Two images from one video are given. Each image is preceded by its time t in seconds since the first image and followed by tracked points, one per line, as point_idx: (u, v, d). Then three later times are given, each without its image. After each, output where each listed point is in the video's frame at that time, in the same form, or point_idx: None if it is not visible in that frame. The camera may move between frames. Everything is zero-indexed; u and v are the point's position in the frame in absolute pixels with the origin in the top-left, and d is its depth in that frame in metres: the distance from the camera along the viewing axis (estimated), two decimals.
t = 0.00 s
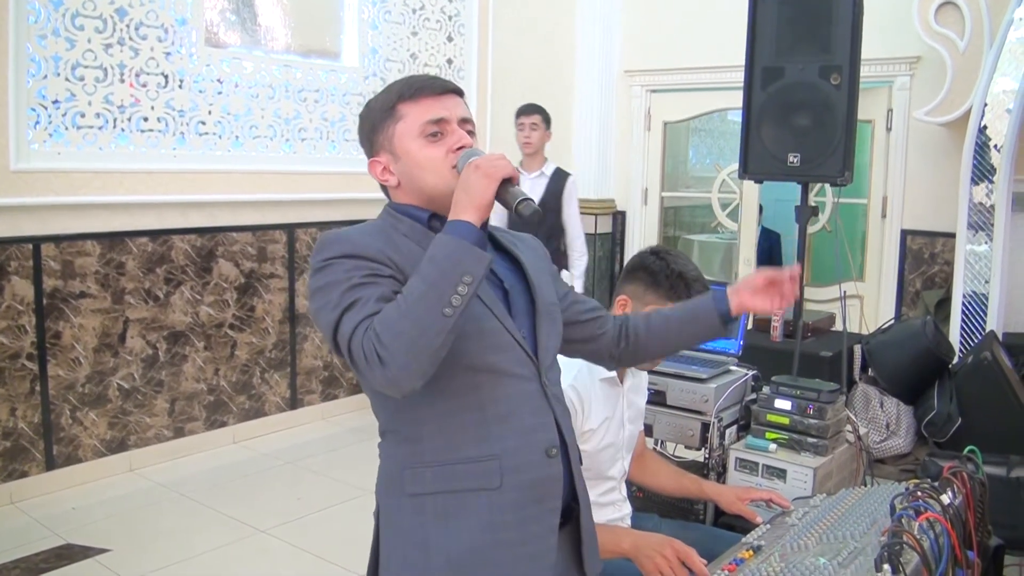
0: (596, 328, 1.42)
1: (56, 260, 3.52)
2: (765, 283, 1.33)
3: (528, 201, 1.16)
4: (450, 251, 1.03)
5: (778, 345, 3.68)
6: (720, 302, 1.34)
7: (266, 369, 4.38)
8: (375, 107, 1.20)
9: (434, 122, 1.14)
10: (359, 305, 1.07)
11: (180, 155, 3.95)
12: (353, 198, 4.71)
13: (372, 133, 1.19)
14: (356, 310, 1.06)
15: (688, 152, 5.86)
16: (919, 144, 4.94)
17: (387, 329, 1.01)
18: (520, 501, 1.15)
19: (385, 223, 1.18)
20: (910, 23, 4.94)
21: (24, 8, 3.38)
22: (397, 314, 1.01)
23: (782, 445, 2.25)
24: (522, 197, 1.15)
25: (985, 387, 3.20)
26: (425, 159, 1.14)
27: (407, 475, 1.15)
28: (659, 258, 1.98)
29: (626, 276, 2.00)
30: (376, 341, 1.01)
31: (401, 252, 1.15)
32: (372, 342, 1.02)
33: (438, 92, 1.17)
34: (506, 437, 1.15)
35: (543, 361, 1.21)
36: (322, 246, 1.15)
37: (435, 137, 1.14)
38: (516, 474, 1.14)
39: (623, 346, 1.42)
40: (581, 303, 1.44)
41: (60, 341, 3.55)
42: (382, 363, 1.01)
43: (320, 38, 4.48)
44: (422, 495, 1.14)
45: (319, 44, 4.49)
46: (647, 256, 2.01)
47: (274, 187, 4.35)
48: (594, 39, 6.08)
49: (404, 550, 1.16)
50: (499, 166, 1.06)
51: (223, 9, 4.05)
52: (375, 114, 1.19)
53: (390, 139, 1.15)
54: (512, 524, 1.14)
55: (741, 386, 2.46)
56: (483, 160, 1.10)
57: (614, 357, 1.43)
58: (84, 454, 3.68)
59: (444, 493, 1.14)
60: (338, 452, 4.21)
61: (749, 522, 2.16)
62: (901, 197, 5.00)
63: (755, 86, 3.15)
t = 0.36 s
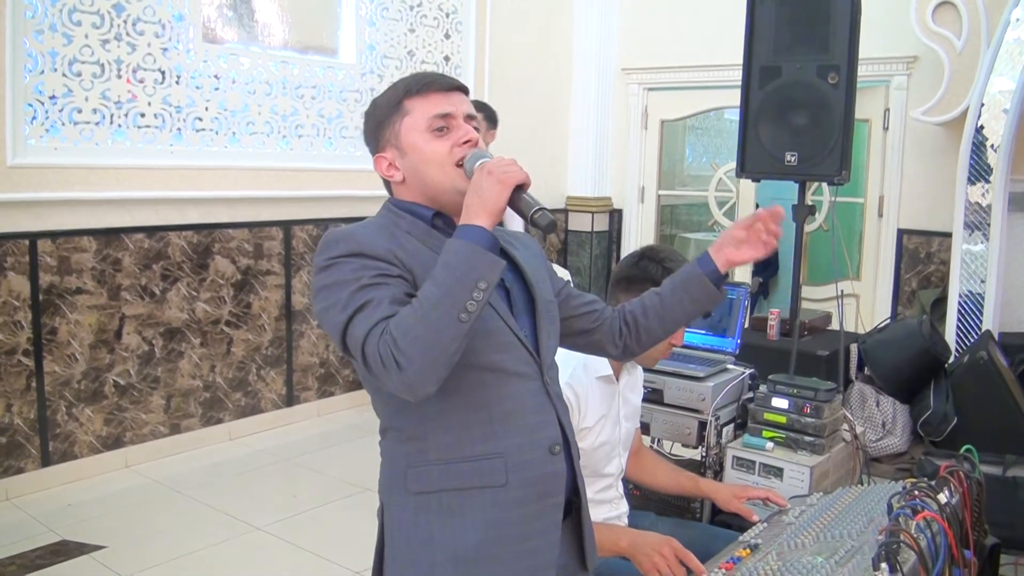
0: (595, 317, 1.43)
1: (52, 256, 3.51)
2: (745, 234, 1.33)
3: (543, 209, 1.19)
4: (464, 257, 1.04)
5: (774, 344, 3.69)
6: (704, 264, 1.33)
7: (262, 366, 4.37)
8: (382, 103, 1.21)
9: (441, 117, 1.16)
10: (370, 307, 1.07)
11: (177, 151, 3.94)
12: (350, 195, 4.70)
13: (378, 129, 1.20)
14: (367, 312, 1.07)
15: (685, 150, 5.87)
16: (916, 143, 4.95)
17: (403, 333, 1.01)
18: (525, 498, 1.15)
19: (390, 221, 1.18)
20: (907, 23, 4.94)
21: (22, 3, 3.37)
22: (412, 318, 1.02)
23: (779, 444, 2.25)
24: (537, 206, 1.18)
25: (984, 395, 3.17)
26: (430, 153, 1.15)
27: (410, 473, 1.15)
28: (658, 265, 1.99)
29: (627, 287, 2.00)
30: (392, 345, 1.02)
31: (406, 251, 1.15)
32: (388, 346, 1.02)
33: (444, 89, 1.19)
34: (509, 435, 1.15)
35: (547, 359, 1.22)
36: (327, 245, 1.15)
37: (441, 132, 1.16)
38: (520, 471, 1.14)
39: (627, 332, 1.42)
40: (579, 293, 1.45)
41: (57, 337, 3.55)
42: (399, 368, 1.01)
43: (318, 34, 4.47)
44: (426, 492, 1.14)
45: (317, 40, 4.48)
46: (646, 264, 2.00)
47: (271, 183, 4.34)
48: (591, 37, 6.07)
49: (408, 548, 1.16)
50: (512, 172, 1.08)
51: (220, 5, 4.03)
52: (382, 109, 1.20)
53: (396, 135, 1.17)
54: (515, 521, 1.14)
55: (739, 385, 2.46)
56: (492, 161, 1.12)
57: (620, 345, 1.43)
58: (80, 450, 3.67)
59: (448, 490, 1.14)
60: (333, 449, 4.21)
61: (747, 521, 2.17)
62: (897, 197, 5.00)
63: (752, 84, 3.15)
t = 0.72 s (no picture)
0: (599, 306, 1.44)
1: (46, 252, 3.49)
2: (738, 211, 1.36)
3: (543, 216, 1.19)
4: (464, 258, 1.04)
5: (768, 345, 3.70)
6: (704, 243, 1.35)
7: (255, 364, 4.36)
8: (384, 96, 1.21)
9: (445, 113, 1.16)
10: (369, 307, 1.07)
11: (172, 147, 3.93)
12: (345, 193, 4.69)
13: (380, 123, 1.20)
14: (367, 312, 1.06)
15: (680, 152, 5.87)
16: (910, 147, 4.96)
17: (403, 335, 1.01)
18: (521, 497, 1.15)
19: (388, 218, 1.18)
20: (904, 26, 4.95)
21: None
22: (413, 321, 1.01)
23: (773, 447, 2.25)
24: (538, 211, 1.18)
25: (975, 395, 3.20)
26: (433, 149, 1.15)
27: (407, 471, 1.15)
28: (650, 259, 2.00)
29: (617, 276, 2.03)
30: (392, 347, 1.02)
31: (405, 250, 1.15)
32: (388, 348, 1.02)
33: (448, 84, 1.19)
34: (505, 435, 1.15)
35: (542, 358, 1.22)
36: (326, 244, 1.14)
37: (445, 128, 1.16)
38: (515, 471, 1.14)
39: (632, 318, 1.42)
40: (583, 284, 1.46)
41: (49, 333, 3.53)
42: (399, 370, 1.01)
43: (314, 32, 4.46)
44: (422, 490, 1.14)
45: (313, 37, 4.46)
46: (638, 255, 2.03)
47: (266, 181, 4.32)
48: (588, 37, 6.07)
49: (404, 545, 1.16)
50: (514, 174, 1.08)
51: (216, 1, 4.02)
52: (384, 103, 1.20)
53: (398, 130, 1.17)
54: (510, 520, 1.14)
55: (733, 387, 2.46)
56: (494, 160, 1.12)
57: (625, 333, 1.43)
58: (72, 447, 3.66)
59: (445, 489, 1.13)
60: (326, 448, 4.21)
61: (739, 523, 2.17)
62: (892, 200, 5.01)
63: (749, 86, 3.15)
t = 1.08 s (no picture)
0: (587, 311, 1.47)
1: (35, 254, 3.48)
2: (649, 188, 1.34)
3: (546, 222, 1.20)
4: (467, 260, 1.04)
5: (757, 348, 3.72)
6: (632, 241, 1.37)
7: (245, 367, 4.35)
8: (394, 94, 1.22)
9: (455, 112, 1.17)
10: (369, 305, 1.08)
11: (162, 149, 3.91)
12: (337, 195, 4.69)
13: (389, 120, 1.21)
14: (367, 309, 1.07)
15: (669, 155, 5.89)
16: (899, 151, 4.99)
17: (403, 335, 1.02)
18: (511, 499, 1.15)
19: (391, 215, 1.19)
20: (894, 30, 4.99)
21: None
22: (413, 321, 1.02)
23: (763, 449, 2.26)
24: (542, 220, 1.19)
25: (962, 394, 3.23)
26: (441, 147, 1.15)
27: (397, 472, 1.15)
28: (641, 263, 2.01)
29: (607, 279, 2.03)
30: (391, 345, 1.02)
31: (406, 250, 1.15)
32: (387, 346, 1.03)
33: (458, 84, 1.20)
34: (497, 438, 1.15)
35: (536, 361, 1.22)
36: (329, 240, 1.15)
37: (454, 127, 1.16)
38: (505, 474, 1.15)
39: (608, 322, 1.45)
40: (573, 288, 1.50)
41: (39, 336, 3.51)
42: (397, 369, 1.02)
43: (305, 34, 4.46)
44: (411, 491, 1.14)
45: (304, 40, 4.46)
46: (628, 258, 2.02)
47: (257, 183, 4.31)
48: (579, 39, 6.08)
49: (393, 545, 1.16)
50: (521, 178, 1.08)
51: (207, 3, 4.01)
52: (394, 100, 1.20)
53: (408, 127, 1.17)
54: (500, 522, 1.15)
55: (723, 390, 2.47)
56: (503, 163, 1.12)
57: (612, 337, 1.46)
58: (61, 450, 3.64)
59: (434, 490, 1.13)
60: (316, 451, 4.20)
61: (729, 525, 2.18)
62: (881, 203, 5.04)
63: (739, 90, 3.17)
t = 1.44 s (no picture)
0: (580, 300, 1.45)
1: (20, 261, 3.45)
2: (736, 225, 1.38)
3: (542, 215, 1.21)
4: (462, 258, 1.05)
5: (744, 345, 3.74)
6: (692, 244, 1.37)
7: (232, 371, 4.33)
8: (378, 90, 1.22)
9: (442, 109, 1.17)
10: (364, 305, 1.08)
11: (146, 154, 3.89)
12: (323, 197, 4.67)
13: (373, 116, 1.21)
14: (362, 309, 1.08)
15: (653, 154, 5.91)
16: (884, 147, 5.02)
17: (401, 333, 1.02)
18: (503, 499, 1.15)
19: (381, 216, 1.19)
20: (876, 27, 5.02)
21: None
22: (411, 319, 1.02)
23: (751, 446, 2.27)
24: (537, 210, 1.21)
25: (950, 391, 3.28)
26: (429, 144, 1.16)
27: (388, 475, 1.15)
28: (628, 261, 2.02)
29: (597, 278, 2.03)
30: (389, 344, 1.02)
31: (398, 252, 1.16)
32: (384, 344, 1.03)
33: (444, 80, 1.20)
34: (489, 441, 1.15)
35: (526, 362, 1.22)
36: (319, 242, 1.15)
37: (442, 124, 1.17)
38: (497, 476, 1.15)
39: (617, 311, 1.44)
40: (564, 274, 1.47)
41: (25, 343, 3.48)
42: (395, 368, 1.02)
43: (288, 37, 4.44)
44: (403, 494, 1.14)
45: (287, 42, 4.44)
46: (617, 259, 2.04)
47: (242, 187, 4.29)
48: (563, 39, 6.09)
49: (385, 546, 1.16)
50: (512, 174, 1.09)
51: (190, 6, 3.99)
52: (379, 97, 1.20)
53: (394, 125, 1.17)
54: (494, 523, 1.15)
55: (711, 387, 2.48)
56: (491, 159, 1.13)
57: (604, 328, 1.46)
58: (49, 458, 3.61)
59: (425, 493, 1.13)
60: (305, 454, 4.18)
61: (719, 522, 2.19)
62: (866, 200, 5.08)
63: (723, 88, 3.18)
